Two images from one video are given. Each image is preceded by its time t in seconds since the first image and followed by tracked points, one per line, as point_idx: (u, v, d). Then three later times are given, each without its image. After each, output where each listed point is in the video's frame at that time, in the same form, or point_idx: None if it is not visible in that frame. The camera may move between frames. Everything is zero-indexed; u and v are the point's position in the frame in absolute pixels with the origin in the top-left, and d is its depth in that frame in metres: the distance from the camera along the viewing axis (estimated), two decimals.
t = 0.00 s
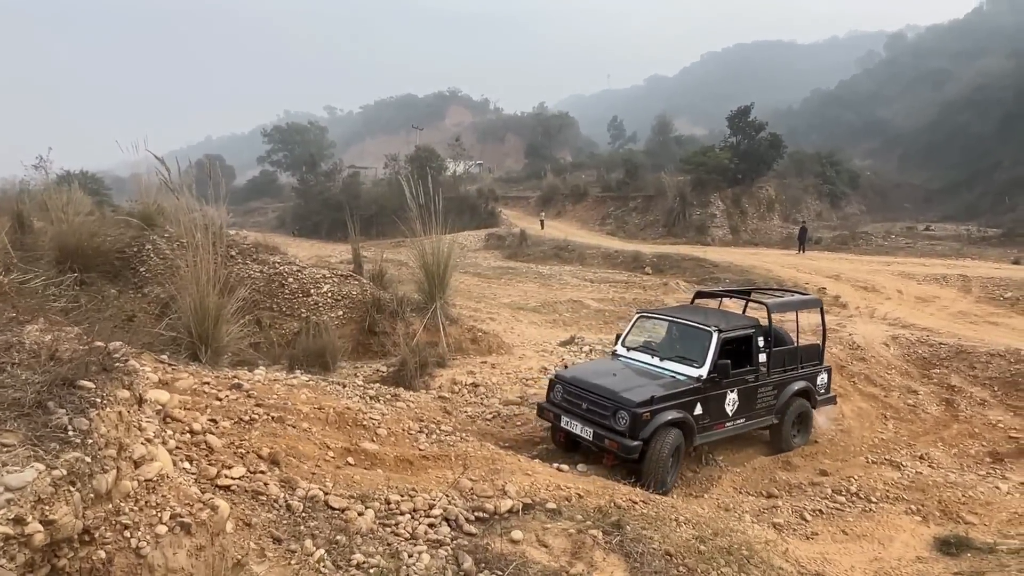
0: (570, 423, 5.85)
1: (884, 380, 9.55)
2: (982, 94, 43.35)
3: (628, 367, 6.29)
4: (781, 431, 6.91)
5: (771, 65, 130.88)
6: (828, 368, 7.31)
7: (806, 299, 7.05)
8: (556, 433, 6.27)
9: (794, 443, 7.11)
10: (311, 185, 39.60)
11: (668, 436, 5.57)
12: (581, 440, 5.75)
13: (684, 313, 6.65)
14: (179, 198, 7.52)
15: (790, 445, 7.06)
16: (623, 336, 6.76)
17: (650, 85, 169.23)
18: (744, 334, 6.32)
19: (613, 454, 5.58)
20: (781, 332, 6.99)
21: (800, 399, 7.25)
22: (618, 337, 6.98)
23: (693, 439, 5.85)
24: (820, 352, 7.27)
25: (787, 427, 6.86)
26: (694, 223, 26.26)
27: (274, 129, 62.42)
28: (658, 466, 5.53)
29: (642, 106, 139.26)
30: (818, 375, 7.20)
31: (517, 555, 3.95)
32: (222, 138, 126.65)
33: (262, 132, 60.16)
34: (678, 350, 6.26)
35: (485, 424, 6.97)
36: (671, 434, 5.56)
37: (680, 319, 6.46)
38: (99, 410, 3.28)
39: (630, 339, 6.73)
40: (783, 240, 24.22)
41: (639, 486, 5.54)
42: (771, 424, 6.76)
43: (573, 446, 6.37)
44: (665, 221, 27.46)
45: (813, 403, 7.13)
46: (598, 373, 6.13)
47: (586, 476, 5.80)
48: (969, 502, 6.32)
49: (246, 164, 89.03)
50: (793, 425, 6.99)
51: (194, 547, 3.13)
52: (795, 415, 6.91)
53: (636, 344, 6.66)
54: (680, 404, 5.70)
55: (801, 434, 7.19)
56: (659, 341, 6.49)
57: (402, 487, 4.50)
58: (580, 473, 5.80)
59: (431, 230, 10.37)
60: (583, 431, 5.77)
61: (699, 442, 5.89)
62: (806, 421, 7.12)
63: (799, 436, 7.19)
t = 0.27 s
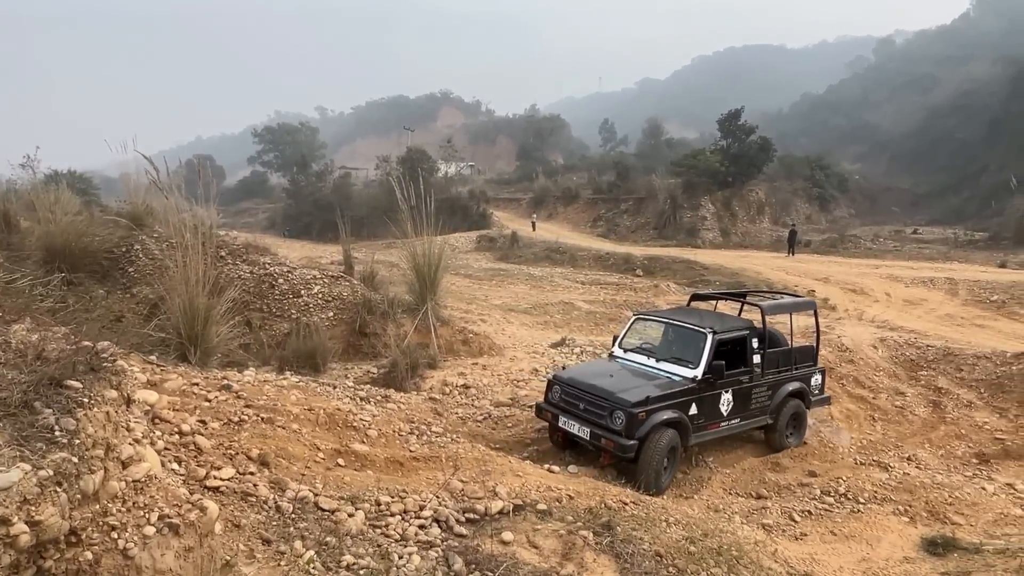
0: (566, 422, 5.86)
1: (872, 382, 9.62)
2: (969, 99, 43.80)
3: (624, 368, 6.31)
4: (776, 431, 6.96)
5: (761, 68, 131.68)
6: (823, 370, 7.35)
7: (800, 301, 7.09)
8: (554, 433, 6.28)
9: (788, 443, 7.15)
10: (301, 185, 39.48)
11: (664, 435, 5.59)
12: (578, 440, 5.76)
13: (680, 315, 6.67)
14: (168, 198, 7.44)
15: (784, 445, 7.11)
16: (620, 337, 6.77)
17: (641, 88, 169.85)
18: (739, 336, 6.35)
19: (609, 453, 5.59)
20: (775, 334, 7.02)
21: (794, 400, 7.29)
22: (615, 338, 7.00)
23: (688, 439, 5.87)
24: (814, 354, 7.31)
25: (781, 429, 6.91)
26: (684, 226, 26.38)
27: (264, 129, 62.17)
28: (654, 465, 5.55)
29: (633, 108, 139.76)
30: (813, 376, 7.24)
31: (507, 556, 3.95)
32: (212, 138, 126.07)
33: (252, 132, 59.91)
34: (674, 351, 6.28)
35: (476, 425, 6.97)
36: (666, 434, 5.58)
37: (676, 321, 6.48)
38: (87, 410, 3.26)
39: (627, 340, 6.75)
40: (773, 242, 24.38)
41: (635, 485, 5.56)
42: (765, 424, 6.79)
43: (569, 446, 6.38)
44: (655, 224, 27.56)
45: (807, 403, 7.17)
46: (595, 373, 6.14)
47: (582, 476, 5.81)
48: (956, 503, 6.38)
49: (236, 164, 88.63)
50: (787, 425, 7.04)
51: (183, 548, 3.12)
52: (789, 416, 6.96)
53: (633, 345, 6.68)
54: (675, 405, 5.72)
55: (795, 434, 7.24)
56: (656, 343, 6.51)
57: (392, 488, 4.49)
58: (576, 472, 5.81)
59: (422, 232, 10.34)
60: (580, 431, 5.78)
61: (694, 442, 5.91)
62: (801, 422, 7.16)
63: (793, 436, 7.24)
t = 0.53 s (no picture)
0: (565, 424, 5.85)
1: (860, 382, 9.69)
2: (954, 104, 44.29)
3: (621, 370, 6.32)
4: (768, 431, 7.00)
5: (749, 72, 132.57)
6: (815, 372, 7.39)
7: (792, 304, 7.12)
8: (552, 435, 6.27)
9: (780, 444, 7.20)
10: (290, 186, 39.32)
11: (660, 437, 5.61)
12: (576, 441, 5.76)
13: (676, 318, 6.69)
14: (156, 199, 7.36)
15: (776, 444, 7.16)
16: (616, 340, 6.78)
17: (630, 91, 170.55)
18: (733, 339, 6.38)
19: (607, 455, 5.60)
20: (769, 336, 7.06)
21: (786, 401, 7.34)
22: (610, 341, 7.00)
23: (684, 440, 5.88)
24: (806, 356, 7.35)
25: (774, 429, 6.95)
26: (673, 228, 26.49)
27: (253, 130, 61.84)
28: (651, 466, 5.56)
29: (623, 111, 140.27)
30: (805, 378, 7.28)
31: (498, 557, 3.94)
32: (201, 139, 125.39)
33: (240, 133, 59.59)
34: (670, 354, 6.30)
35: (466, 426, 6.96)
36: (663, 436, 5.60)
37: (671, 324, 6.50)
38: (75, 411, 3.25)
39: (623, 343, 6.76)
40: (761, 245, 24.55)
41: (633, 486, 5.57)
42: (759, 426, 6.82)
43: (567, 448, 6.38)
44: (645, 226, 27.67)
45: (799, 405, 7.21)
46: (592, 375, 6.15)
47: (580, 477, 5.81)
48: (942, 502, 6.45)
49: (225, 165, 88.09)
50: (780, 426, 7.08)
51: (172, 551, 3.11)
52: (782, 417, 7.00)
53: (629, 348, 6.69)
54: (671, 407, 5.74)
55: (787, 435, 7.29)
56: (651, 346, 6.52)
57: (382, 490, 4.48)
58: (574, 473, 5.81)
59: (412, 233, 10.31)
60: (578, 432, 5.77)
61: (690, 443, 5.93)
62: (793, 423, 7.21)
63: (786, 436, 7.29)
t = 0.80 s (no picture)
0: (556, 426, 5.85)
1: (848, 383, 9.75)
2: (940, 106, 44.73)
3: (611, 373, 6.32)
4: (757, 433, 7.03)
5: (739, 74, 133.31)
6: (802, 375, 7.44)
7: (781, 308, 7.17)
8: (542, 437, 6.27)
9: (767, 445, 7.23)
10: (280, 187, 39.13)
11: (651, 439, 5.63)
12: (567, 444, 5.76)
13: (666, 321, 6.71)
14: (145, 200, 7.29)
15: (765, 445, 7.20)
16: (606, 343, 6.79)
17: (621, 93, 171.06)
18: (723, 341, 6.41)
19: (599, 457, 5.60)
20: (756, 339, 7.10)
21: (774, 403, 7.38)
22: (601, 343, 7.01)
23: (675, 442, 5.90)
24: (794, 359, 7.40)
25: (762, 431, 6.98)
26: (663, 229, 26.59)
27: (242, 130, 61.49)
28: (643, 468, 5.57)
29: (613, 113, 140.66)
30: (792, 381, 7.33)
31: (490, 558, 3.93)
32: (189, 139, 124.53)
33: (230, 133, 59.26)
34: (660, 356, 6.32)
35: (457, 427, 6.95)
36: (654, 438, 5.61)
37: (661, 326, 6.52)
38: (64, 412, 3.24)
39: (613, 346, 6.77)
40: (751, 246, 24.68)
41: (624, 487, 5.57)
42: (747, 428, 6.86)
43: (557, 450, 6.37)
44: (635, 227, 27.76)
45: (786, 408, 7.26)
46: (583, 378, 6.15)
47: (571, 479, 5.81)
48: (930, 501, 6.51)
49: (214, 165, 87.53)
50: (769, 428, 7.12)
51: (162, 553, 3.09)
52: (770, 419, 7.04)
53: (619, 350, 6.70)
54: (663, 409, 5.75)
55: (776, 436, 7.33)
56: (642, 348, 6.54)
57: (374, 491, 4.47)
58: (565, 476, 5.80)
59: (403, 234, 10.28)
60: (569, 435, 5.77)
61: (680, 446, 5.95)
62: (780, 425, 7.25)
63: (774, 438, 7.33)
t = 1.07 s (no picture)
0: (543, 427, 5.84)
1: (838, 382, 9.81)
2: (928, 108, 45.08)
3: (598, 372, 6.33)
4: (744, 433, 7.06)
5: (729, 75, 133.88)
6: (787, 374, 7.47)
7: (767, 307, 7.20)
8: (528, 438, 6.27)
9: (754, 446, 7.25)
10: (271, 187, 38.95)
11: (638, 439, 5.64)
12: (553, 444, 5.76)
13: (652, 320, 6.73)
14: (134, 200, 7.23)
15: (752, 446, 7.22)
16: (593, 342, 6.79)
17: (612, 93, 171.39)
18: (710, 340, 6.43)
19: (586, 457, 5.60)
20: (742, 339, 7.13)
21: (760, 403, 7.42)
22: (587, 343, 7.01)
23: (662, 442, 5.92)
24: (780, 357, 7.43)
25: (749, 431, 7.00)
26: (655, 229, 26.65)
27: (232, 129, 61.18)
28: (631, 468, 5.59)
29: (605, 113, 140.94)
30: (778, 380, 7.35)
31: (481, 558, 3.93)
32: (179, 138, 123.79)
33: (220, 133, 58.95)
34: (646, 355, 6.34)
35: (449, 428, 6.95)
36: (642, 438, 5.62)
37: (648, 326, 6.54)
38: (51, 414, 3.24)
39: (599, 346, 6.78)
40: (742, 246, 24.80)
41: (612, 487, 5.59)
42: (734, 427, 6.89)
43: (543, 450, 6.37)
44: (627, 227, 27.82)
45: (772, 407, 7.29)
46: (569, 378, 6.15)
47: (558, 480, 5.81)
48: (917, 499, 6.56)
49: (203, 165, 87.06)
50: (755, 428, 7.15)
51: (151, 555, 3.08)
52: (756, 418, 7.07)
53: (606, 350, 6.71)
54: (650, 408, 5.77)
55: (762, 436, 7.35)
56: (628, 348, 6.55)
57: (365, 492, 4.46)
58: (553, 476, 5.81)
59: (395, 234, 10.25)
60: (556, 435, 5.77)
61: (668, 446, 5.96)
62: (766, 425, 7.27)
63: (761, 438, 7.35)
